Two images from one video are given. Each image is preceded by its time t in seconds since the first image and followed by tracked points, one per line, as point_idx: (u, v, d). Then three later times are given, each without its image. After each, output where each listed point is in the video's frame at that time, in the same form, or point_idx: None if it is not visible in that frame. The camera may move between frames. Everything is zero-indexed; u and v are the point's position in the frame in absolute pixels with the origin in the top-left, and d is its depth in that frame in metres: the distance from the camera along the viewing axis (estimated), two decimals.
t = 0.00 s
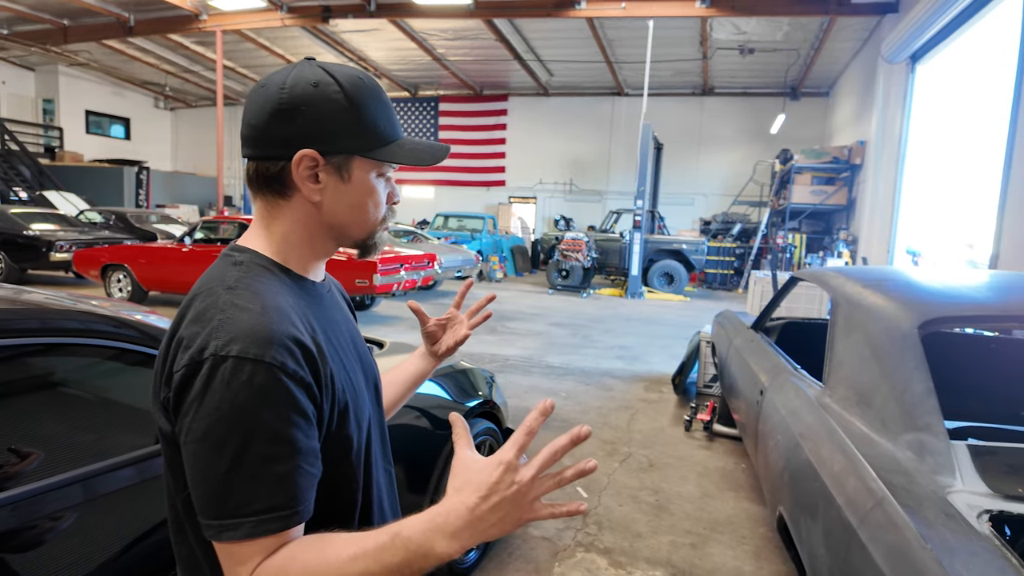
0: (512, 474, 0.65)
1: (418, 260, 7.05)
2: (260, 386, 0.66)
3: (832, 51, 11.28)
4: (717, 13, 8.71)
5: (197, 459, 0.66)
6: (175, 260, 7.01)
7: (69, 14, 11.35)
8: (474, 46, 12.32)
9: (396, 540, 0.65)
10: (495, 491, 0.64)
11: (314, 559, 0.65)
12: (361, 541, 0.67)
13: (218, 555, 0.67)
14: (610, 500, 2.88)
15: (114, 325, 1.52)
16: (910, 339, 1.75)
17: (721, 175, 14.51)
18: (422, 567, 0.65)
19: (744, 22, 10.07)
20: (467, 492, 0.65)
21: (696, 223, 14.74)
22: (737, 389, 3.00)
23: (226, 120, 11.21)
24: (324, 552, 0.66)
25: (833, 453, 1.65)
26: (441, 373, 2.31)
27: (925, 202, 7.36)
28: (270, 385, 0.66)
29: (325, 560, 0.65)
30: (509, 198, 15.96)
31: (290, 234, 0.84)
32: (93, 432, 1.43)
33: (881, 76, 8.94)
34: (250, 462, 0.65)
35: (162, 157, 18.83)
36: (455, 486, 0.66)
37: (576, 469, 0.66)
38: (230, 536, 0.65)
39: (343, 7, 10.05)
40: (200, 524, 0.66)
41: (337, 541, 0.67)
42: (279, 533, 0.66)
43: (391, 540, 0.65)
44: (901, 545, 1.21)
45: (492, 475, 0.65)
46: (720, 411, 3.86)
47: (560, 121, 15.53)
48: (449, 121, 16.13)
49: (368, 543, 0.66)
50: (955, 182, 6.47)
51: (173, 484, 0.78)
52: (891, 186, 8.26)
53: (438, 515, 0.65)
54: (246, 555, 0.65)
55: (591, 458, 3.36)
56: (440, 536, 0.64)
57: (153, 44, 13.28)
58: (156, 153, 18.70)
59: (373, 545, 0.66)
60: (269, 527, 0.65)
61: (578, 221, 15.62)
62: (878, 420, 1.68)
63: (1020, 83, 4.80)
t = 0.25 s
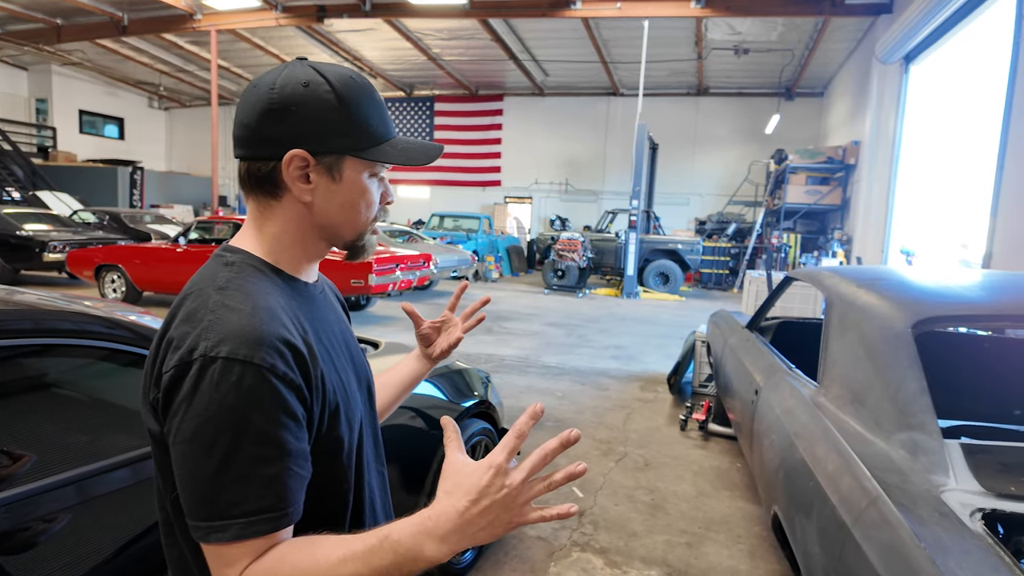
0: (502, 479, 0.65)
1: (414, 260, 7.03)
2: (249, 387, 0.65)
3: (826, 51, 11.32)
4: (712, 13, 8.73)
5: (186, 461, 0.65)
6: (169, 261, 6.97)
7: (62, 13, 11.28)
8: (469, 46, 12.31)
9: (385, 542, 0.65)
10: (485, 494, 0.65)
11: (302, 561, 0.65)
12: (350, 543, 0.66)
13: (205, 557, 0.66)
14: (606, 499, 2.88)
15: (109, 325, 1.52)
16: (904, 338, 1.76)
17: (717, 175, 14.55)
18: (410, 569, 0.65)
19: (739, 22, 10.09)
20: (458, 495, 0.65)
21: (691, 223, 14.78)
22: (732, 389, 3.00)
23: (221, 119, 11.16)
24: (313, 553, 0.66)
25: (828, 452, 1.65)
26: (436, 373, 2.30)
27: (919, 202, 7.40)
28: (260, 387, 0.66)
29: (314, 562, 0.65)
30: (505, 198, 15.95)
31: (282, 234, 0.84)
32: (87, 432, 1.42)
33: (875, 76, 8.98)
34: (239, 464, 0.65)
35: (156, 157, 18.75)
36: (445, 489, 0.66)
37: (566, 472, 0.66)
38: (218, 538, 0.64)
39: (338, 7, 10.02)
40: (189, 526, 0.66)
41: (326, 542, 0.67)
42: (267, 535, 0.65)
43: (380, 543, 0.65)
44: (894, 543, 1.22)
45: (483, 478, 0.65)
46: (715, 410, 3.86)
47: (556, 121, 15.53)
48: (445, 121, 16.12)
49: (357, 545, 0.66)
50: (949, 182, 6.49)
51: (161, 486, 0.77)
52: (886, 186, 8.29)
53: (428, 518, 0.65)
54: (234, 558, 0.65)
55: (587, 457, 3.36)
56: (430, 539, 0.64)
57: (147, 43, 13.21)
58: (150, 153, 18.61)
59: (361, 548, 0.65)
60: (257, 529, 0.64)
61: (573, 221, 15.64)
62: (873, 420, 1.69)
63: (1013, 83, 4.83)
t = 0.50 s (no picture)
0: (496, 479, 0.65)
1: (409, 260, 7.02)
2: (242, 388, 0.65)
3: (820, 52, 11.37)
4: (706, 13, 8.74)
5: (178, 463, 0.65)
6: (163, 261, 6.94)
7: (54, 11, 11.21)
8: (464, 46, 12.30)
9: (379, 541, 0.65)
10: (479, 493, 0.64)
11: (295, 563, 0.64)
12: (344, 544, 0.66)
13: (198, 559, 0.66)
14: (601, 499, 2.88)
15: (101, 326, 1.51)
16: (897, 337, 1.77)
17: (712, 175, 14.58)
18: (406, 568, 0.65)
19: (733, 22, 10.11)
20: (453, 495, 0.65)
21: (686, 223, 14.82)
22: (727, 388, 3.01)
23: (215, 119, 11.11)
24: (307, 554, 0.65)
25: (822, 451, 1.66)
26: (432, 373, 2.30)
27: (913, 202, 7.44)
28: (253, 387, 0.66)
29: (308, 563, 0.64)
30: (500, 198, 15.95)
31: (275, 234, 0.83)
32: (80, 433, 1.41)
33: (869, 76, 9.02)
34: (231, 465, 0.64)
35: (150, 156, 18.65)
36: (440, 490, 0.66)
37: (560, 472, 0.66)
38: (211, 540, 0.64)
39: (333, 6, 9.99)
40: (181, 528, 0.65)
41: (321, 543, 0.67)
42: (259, 537, 0.64)
43: (375, 544, 0.65)
44: (889, 541, 1.22)
45: (478, 479, 0.65)
46: (710, 410, 3.87)
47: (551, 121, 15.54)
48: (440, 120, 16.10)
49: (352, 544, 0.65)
50: (943, 182, 6.52)
51: (152, 488, 0.76)
52: (880, 185, 8.33)
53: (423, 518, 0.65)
54: (227, 561, 0.64)
55: (582, 457, 3.36)
56: (424, 539, 0.64)
57: (140, 43, 13.13)
58: (143, 153, 18.51)
59: (355, 547, 0.65)
60: (249, 531, 0.64)
61: (569, 221, 15.64)
62: (866, 418, 1.69)
63: (1005, 83, 4.85)
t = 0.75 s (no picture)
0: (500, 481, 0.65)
1: (405, 260, 7.01)
2: (241, 391, 0.65)
3: (814, 52, 11.42)
4: (701, 14, 8.76)
5: (176, 467, 0.64)
6: (157, 261, 6.90)
7: (47, 10, 11.14)
8: (460, 46, 12.29)
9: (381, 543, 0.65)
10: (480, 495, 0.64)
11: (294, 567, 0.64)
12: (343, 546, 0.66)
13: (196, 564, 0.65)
14: (597, 499, 2.88)
15: (95, 327, 1.51)
16: (892, 337, 1.77)
17: (707, 175, 14.62)
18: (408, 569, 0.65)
19: (728, 22, 10.12)
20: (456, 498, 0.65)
21: (682, 223, 14.87)
22: (723, 388, 3.02)
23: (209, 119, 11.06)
24: (308, 557, 0.65)
25: (818, 450, 1.66)
26: (427, 374, 2.29)
27: (907, 202, 7.48)
28: (252, 390, 0.65)
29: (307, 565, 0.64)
30: (496, 198, 15.94)
31: (272, 235, 0.83)
32: (75, 434, 1.41)
33: (863, 77, 9.06)
34: (231, 469, 0.64)
35: (144, 156, 18.57)
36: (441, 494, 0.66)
37: (560, 472, 0.65)
38: (210, 545, 0.63)
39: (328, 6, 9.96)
40: (178, 533, 0.65)
41: (321, 546, 0.66)
42: (256, 541, 0.64)
43: (375, 546, 0.64)
44: (885, 541, 1.23)
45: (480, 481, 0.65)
46: (706, 409, 3.88)
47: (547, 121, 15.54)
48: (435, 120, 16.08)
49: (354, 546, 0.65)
50: (936, 182, 6.56)
51: (148, 492, 0.76)
52: (874, 185, 8.36)
53: (425, 520, 0.65)
54: (224, 566, 0.64)
55: (578, 457, 3.36)
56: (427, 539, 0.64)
57: (134, 42, 13.06)
58: (137, 153, 18.42)
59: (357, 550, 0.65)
60: (249, 534, 0.63)
61: (564, 221, 15.66)
62: (862, 418, 1.70)
63: (998, 84, 4.88)
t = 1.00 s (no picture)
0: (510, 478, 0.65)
1: (401, 260, 7.00)
2: (237, 391, 0.64)
3: (809, 53, 11.45)
4: (697, 14, 8.78)
5: (172, 469, 0.64)
6: (151, 261, 6.87)
7: (40, 10, 11.08)
8: (455, 46, 12.28)
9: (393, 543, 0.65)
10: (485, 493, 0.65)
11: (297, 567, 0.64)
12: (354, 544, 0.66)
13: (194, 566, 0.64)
14: (594, 498, 2.89)
15: (89, 328, 1.49)
16: (887, 336, 1.78)
17: (702, 175, 14.65)
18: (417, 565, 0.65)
19: (723, 22, 10.15)
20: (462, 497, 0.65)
21: (677, 223, 14.90)
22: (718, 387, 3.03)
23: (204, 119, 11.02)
24: (314, 558, 0.64)
25: (813, 449, 1.67)
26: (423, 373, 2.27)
27: (901, 202, 7.51)
28: (248, 390, 0.65)
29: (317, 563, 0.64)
30: (492, 198, 15.93)
31: (269, 234, 0.82)
32: (68, 435, 1.40)
33: (857, 77, 9.10)
34: (228, 471, 0.63)
35: (138, 156, 18.49)
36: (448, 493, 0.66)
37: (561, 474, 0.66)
38: (208, 547, 0.63)
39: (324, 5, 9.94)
40: (176, 536, 0.64)
41: (326, 547, 0.66)
42: (254, 542, 0.64)
43: (388, 546, 0.64)
44: (879, 540, 1.23)
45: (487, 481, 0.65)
46: (702, 409, 3.89)
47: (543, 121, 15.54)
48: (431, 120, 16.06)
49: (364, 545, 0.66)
50: (930, 182, 6.58)
51: (144, 495, 0.75)
52: (869, 184, 8.39)
53: (433, 518, 0.65)
54: (221, 567, 0.63)
55: (574, 457, 3.36)
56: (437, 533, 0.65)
57: (128, 41, 13.00)
58: (131, 152, 18.33)
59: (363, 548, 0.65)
60: (249, 534, 0.63)
61: (561, 221, 15.67)
62: (857, 417, 1.71)
63: (992, 84, 4.91)
